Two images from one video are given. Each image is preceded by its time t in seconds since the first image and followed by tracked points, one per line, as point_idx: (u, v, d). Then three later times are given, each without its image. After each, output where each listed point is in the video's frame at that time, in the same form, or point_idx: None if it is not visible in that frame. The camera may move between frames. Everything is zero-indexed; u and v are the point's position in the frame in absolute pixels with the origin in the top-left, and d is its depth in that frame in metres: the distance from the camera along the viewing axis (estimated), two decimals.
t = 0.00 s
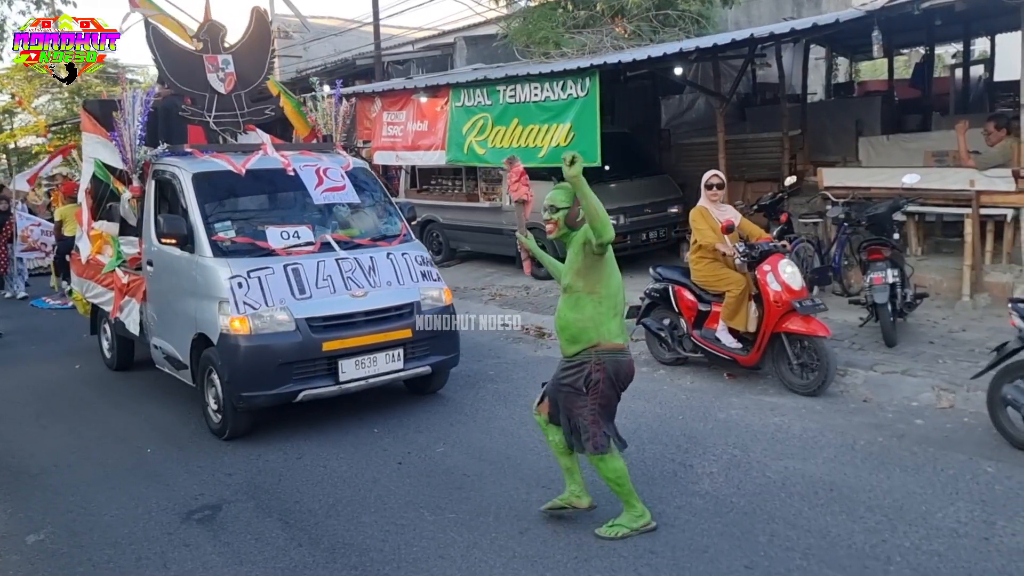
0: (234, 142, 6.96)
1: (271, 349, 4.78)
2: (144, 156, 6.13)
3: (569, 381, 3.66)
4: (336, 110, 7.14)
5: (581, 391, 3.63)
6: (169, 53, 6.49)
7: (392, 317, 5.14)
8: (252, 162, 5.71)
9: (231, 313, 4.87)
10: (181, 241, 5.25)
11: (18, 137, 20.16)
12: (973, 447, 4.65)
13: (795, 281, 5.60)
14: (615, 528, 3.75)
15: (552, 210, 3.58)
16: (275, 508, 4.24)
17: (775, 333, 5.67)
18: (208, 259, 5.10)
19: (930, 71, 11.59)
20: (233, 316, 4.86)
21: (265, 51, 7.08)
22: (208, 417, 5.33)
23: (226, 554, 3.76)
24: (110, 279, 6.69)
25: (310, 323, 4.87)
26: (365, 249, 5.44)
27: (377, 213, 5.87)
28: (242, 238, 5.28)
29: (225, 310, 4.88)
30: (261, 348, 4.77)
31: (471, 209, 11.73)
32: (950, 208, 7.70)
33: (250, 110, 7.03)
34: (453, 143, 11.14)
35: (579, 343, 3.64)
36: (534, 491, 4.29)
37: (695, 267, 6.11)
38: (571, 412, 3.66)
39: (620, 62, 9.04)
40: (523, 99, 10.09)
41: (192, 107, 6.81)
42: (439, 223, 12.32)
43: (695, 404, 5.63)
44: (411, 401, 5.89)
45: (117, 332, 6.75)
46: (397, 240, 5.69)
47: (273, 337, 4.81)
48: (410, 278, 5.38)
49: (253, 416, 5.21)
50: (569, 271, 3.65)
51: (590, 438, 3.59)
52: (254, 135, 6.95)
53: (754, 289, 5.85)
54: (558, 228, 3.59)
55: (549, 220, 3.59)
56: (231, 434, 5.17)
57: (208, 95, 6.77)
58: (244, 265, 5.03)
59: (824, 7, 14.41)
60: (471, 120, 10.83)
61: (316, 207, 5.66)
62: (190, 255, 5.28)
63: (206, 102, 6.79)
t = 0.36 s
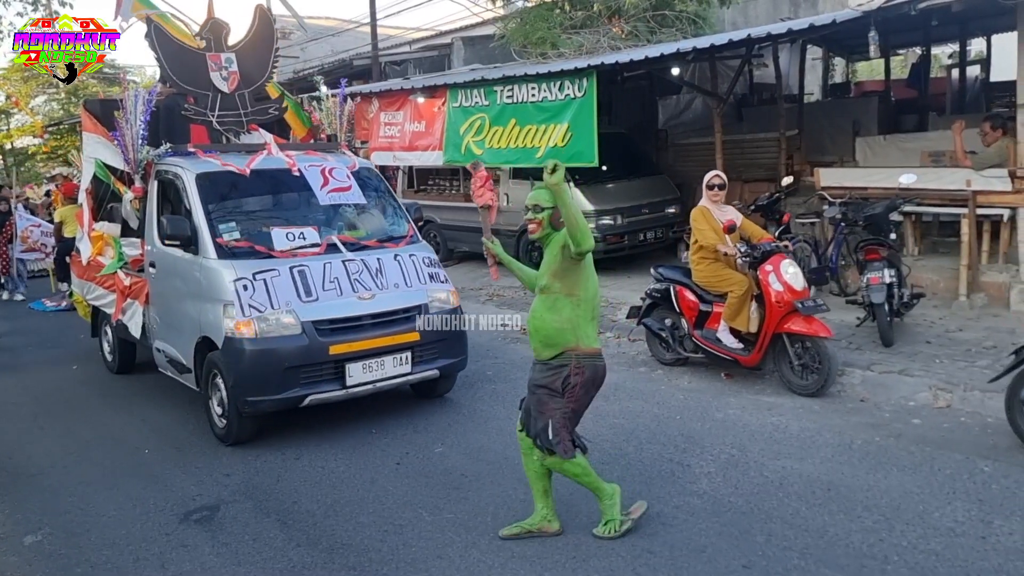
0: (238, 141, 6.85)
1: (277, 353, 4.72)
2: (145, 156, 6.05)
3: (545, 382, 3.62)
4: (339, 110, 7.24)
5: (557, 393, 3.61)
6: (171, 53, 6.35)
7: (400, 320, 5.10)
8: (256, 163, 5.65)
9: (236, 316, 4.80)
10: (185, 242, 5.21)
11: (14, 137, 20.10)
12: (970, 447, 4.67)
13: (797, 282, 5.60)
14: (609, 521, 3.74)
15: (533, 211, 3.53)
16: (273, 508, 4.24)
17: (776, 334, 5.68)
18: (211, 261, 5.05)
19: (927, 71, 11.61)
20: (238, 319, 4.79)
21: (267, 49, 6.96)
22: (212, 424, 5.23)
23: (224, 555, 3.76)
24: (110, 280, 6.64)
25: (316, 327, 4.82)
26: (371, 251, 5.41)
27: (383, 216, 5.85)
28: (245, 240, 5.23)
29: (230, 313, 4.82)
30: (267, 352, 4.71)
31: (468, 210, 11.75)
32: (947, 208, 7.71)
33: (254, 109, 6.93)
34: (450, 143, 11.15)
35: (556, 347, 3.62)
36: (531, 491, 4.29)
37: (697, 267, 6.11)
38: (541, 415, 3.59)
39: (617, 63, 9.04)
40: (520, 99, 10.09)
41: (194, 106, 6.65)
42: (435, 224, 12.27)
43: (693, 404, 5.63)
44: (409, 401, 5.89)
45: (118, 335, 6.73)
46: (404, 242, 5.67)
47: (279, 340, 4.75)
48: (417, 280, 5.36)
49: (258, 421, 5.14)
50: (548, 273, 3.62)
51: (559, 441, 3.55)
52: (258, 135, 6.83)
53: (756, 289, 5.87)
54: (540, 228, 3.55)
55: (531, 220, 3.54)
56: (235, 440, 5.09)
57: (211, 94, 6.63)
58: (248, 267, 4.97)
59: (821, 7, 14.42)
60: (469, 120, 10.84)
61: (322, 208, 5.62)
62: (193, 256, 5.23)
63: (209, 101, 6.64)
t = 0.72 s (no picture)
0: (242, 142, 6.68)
1: (283, 358, 4.64)
2: (149, 156, 6.02)
3: (563, 383, 3.60)
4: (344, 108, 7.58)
5: (580, 390, 3.60)
6: (173, 51, 6.19)
7: (407, 323, 5.01)
8: (261, 163, 5.56)
9: (242, 319, 4.73)
10: (189, 244, 5.12)
11: (10, 138, 20.06)
12: (967, 446, 4.68)
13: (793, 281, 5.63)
14: (611, 514, 3.85)
15: (537, 205, 3.54)
16: (272, 509, 4.24)
17: (773, 333, 5.69)
18: (215, 263, 4.97)
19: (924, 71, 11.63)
20: (244, 322, 4.72)
21: (271, 47, 6.81)
22: (217, 428, 5.15)
23: (222, 555, 3.76)
24: (114, 282, 6.60)
25: (324, 330, 4.74)
26: (379, 252, 5.29)
27: (392, 217, 5.75)
28: (250, 244, 5.12)
29: (235, 316, 4.74)
30: (272, 356, 4.63)
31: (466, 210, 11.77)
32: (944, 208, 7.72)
33: (258, 109, 6.77)
34: (448, 143, 11.16)
35: (567, 340, 3.58)
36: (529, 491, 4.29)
37: (695, 267, 6.11)
38: (567, 415, 3.59)
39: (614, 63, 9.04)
40: (517, 99, 10.09)
41: (197, 105, 6.48)
42: (433, 224, 12.28)
43: (691, 404, 5.64)
44: (408, 401, 5.89)
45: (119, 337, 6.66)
46: (411, 243, 5.54)
47: (287, 345, 4.67)
48: (426, 283, 5.26)
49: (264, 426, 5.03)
50: (554, 267, 3.61)
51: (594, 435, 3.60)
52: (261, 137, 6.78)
53: (754, 289, 5.86)
54: (547, 221, 3.57)
55: (539, 213, 3.55)
56: (241, 445, 4.98)
57: (215, 94, 6.47)
58: (254, 269, 4.89)
59: (818, 7, 14.44)
60: (466, 120, 10.84)
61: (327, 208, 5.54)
62: (197, 258, 5.15)
63: (213, 100, 6.48)
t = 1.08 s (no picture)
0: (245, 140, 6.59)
1: (288, 360, 4.59)
2: (150, 155, 5.87)
3: (581, 384, 3.55)
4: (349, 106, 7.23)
5: (597, 389, 3.58)
6: (175, 48, 6.11)
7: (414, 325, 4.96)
8: (265, 161, 5.50)
9: (246, 321, 4.67)
10: (193, 244, 5.08)
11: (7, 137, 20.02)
12: (963, 446, 4.69)
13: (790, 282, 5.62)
14: (609, 514, 3.86)
15: (550, 208, 3.50)
16: (269, 508, 4.24)
17: (769, 333, 5.70)
18: (220, 264, 4.93)
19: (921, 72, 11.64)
20: (248, 324, 4.67)
21: (275, 44, 6.71)
22: (221, 432, 5.08)
23: (218, 555, 3.75)
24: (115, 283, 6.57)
25: (330, 332, 4.69)
26: (385, 253, 5.27)
27: (398, 217, 5.71)
28: (254, 246, 5.05)
29: (240, 318, 4.69)
30: (277, 359, 4.59)
31: (464, 210, 11.77)
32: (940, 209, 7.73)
33: (262, 107, 6.68)
34: (445, 143, 11.15)
35: (582, 340, 3.55)
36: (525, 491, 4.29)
37: (691, 266, 6.12)
38: (586, 415, 3.58)
39: (611, 63, 9.04)
40: (515, 99, 10.09)
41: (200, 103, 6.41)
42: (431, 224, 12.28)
43: (688, 404, 5.64)
44: (406, 401, 5.89)
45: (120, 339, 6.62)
46: (418, 244, 5.50)
47: (293, 347, 4.62)
48: (433, 284, 5.23)
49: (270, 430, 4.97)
50: (570, 271, 3.58)
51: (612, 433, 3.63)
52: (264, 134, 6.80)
53: (750, 289, 5.85)
54: (559, 225, 3.53)
55: (553, 217, 3.50)
56: (246, 449, 4.91)
57: (218, 92, 6.38)
58: (259, 270, 4.85)
59: (815, 7, 14.45)
60: (464, 120, 10.84)
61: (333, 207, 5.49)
62: (201, 259, 5.11)
63: (217, 98, 6.39)
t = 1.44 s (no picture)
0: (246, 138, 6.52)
1: (291, 364, 4.45)
2: (149, 153, 5.81)
3: (555, 393, 3.53)
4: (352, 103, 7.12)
5: (569, 399, 3.57)
6: (177, 43, 6.06)
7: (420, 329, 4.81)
8: (267, 160, 5.39)
9: (248, 324, 4.55)
10: (193, 244, 4.97)
11: None
12: (957, 446, 4.70)
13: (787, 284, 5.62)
14: (594, 508, 3.81)
15: (528, 216, 3.40)
16: (263, 509, 4.22)
17: (768, 333, 5.71)
18: (221, 265, 4.80)
19: (915, 73, 11.67)
20: (251, 327, 4.54)
21: (276, 43, 6.74)
22: (223, 438, 4.94)
23: (212, 556, 3.74)
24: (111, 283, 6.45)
25: (333, 336, 4.55)
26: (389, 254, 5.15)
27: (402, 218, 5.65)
28: (256, 246, 4.95)
29: (241, 321, 4.57)
30: (280, 363, 4.45)
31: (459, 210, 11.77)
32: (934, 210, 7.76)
33: (263, 105, 6.64)
34: (440, 143, 11.15)
35: (561, 353, 3.52)
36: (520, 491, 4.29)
37: (690, 267, 6.12)
38: (559, 423, 3.52)
39: (607, 63, 9.03)
40: (510, 99, 10.09)
41: (200, 101, 6.35)
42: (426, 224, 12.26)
43: (682, 404, 5.64)
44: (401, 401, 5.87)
45: (117, 341, 6.52)
46: (423, 245, 5.47)
47: (296, 351, 4.48)
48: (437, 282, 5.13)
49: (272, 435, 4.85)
50: (553, 281, 3.50)
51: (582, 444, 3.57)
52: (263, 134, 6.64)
53: (748, 289, 5.87)
54: (536, 233, 3.45)
55: (531, 225, 3.40)
56: (247, 454, 4.80)
57: (219, 89, 6.34)
58: (261, 271, 4.71)
59: (810, 9, 14.46)
60: (459, 120, 10.84)
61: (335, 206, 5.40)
62: (201, 259, 4.98)
63: (217, 96, 6.35)
